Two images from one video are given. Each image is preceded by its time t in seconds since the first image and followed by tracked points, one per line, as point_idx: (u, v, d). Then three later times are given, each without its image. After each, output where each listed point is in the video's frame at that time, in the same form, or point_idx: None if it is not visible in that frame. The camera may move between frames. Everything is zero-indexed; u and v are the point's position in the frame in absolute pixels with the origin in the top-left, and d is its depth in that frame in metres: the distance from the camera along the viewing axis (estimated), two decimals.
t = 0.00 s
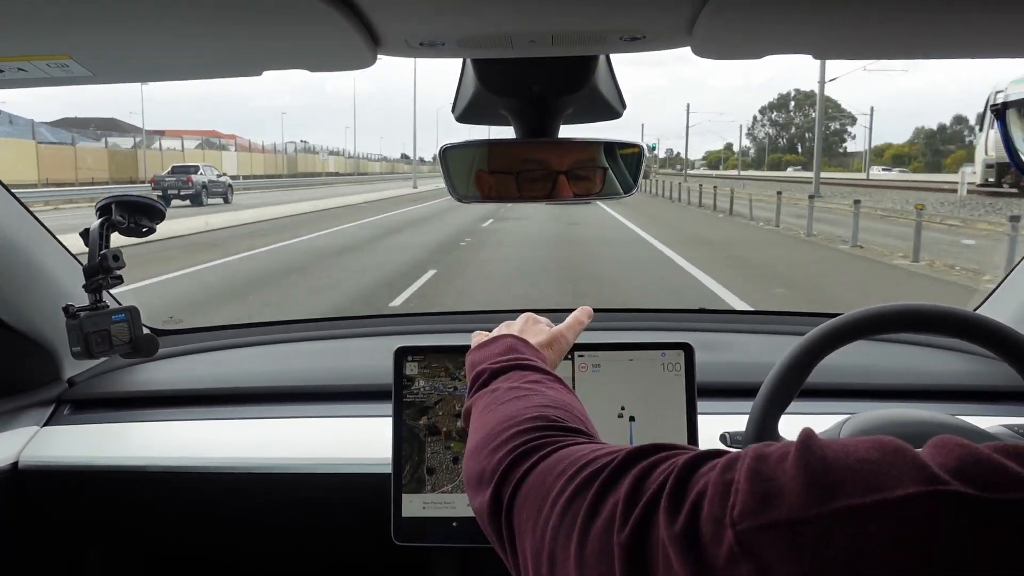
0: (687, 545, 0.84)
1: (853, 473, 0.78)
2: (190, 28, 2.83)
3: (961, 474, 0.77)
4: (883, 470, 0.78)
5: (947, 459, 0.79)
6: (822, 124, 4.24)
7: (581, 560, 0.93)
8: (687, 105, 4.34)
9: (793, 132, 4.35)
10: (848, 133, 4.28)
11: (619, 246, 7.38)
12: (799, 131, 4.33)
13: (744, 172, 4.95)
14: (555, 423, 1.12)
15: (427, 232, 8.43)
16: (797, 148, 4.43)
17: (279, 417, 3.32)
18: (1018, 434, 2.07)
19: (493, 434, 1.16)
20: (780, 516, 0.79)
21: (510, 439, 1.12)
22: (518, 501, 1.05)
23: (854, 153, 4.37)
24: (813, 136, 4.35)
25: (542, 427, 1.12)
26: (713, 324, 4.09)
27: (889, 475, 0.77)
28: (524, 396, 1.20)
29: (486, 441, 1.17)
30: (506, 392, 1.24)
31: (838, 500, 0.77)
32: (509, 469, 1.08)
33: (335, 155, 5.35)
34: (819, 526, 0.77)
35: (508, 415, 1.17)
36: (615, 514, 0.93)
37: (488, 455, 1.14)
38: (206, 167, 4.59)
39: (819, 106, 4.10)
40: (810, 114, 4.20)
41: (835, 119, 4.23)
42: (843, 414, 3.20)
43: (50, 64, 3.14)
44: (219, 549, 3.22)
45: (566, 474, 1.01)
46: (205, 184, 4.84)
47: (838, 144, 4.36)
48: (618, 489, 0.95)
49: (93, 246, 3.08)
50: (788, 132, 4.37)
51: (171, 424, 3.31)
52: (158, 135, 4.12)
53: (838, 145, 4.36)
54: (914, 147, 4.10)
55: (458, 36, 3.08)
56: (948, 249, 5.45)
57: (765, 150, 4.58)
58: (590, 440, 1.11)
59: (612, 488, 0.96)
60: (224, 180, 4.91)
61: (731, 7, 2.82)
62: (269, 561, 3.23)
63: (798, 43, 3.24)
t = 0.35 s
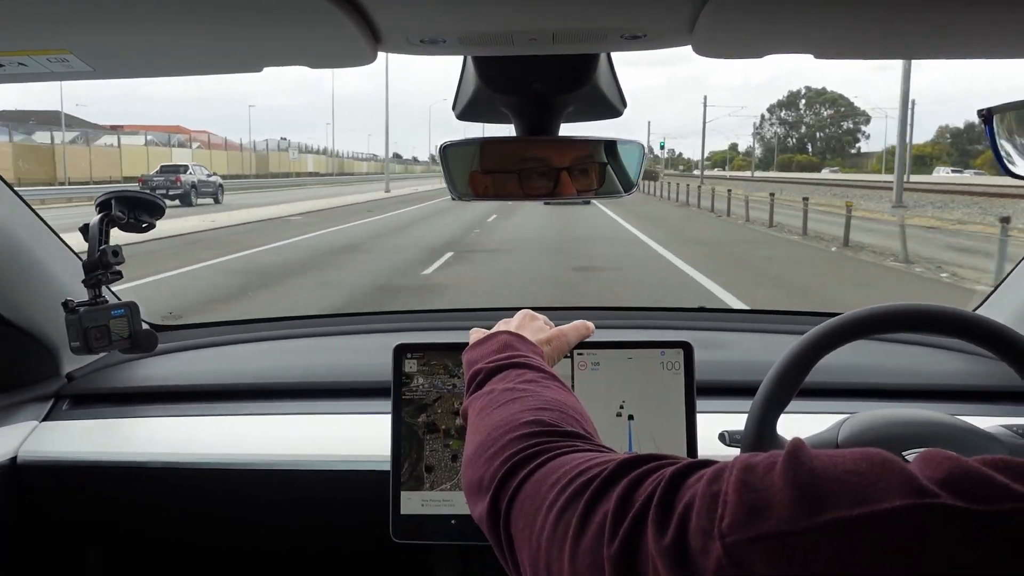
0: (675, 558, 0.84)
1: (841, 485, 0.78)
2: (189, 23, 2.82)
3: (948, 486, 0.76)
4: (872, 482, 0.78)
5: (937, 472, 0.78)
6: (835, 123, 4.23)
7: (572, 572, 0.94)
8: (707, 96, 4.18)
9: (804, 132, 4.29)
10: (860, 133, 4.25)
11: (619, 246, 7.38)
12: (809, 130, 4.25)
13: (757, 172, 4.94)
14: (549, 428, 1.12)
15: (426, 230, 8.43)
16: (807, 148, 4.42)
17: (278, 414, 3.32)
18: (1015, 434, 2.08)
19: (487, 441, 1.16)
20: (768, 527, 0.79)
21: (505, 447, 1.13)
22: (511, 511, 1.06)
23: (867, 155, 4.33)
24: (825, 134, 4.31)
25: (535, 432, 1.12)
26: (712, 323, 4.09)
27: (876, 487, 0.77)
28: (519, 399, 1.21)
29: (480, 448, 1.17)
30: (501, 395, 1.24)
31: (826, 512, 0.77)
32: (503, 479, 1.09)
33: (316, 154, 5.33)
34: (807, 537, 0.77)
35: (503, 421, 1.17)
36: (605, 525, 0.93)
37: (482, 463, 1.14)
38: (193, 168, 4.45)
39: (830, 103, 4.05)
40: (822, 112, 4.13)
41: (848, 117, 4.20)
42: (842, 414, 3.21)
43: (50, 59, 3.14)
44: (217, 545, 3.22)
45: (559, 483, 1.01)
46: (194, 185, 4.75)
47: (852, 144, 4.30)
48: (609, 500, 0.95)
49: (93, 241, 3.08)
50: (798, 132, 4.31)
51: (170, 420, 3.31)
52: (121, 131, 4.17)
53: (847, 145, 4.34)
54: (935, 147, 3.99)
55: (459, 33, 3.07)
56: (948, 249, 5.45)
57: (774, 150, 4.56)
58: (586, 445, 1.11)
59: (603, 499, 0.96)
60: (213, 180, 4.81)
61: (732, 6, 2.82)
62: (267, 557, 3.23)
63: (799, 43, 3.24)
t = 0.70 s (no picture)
0: (683, 551, 0.84)
1: (850, 478, 0.78)
2: (188, 24, 2.82)
3: (959, 479, 0.76)
4: (881, 475, 0.78)
5: (947, 467, 0.78)
6: (846, 118, 4.08)
7: (580, 566, 0.94)
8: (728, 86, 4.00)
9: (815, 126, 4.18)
10: (874, 129, 4.03)
11: (617, 246, 7.39)
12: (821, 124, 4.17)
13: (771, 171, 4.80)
14: (555, 424, 1.12)
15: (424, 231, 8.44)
16: (818, 145, 4.40)
17: (277, 415, 3.32)
18: (1014, 433, 2.08)
19: (492, 438, 1.17)
20: (777, 520, 0.79)
21: (510, 443, 1.13)
22: (518, 508, 1.06)
23: (881, 152, 4.23)
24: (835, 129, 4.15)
25: (541, 428, 1.12)
26: (710, 323, 4.09)
27: (885, 479, 0.77)
28: (524, 395, 1.20)
29: (486, 445, 1.17)
30: (506, 392, 1.24)
31: (836, 504, 0.77)
32: (510, 475, 1.09)
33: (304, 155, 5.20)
34: (815, 529, 0.77)
35: (509, 417, 1.17)
36: (612, 519, 0.93)
37: (489, 458, 1.14)
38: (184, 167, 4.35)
39: (842, 97, 3.91)
40: (835, 108, 4.04)
41: (860, 112, 3.99)
42: (841, 413, 3.21)
43: (49, 61, 3.13)
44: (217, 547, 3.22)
45: (567, 478, 1.01)
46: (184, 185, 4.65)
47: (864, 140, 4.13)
48: (616, 495, 0.96)
49: (92, 243, 3.08)
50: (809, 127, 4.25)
51: (169, 422, 3.31)
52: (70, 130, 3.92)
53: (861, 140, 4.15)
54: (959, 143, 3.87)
55: (457, 34, 3.08)
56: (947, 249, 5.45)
57: (785, 147, 4.51)
58: (591, 441, 1.11)
59: (611, 493, 0.96)
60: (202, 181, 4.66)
61: (732, 7, 2.82)
62: (267, 558, 3.23)
63: (798, 43, 3.24)
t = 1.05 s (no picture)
0: (694, 542, 0.84)
1: (865, 471, 0.79)
2: (185, 24, 2.81)
3: (972, 474, 0.77)
4: (896, 468, 0.78)
5: (961, 462, 0.79)
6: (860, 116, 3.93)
7: (588, 558, 0.94)
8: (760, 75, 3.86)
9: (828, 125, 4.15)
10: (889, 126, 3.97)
11: (615, 246, 7.39)
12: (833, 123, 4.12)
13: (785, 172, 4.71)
14: (562, 417, 1.12)
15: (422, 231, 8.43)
16: (829, 145, 4.32)
17: (275, 415, 3.32)
18: (1011, 434, 2.08)
19: (498, 431, 1.16)
20: (789, 510, 0.79)
21: (517, 437, 1.13)
22: (525, 501, 1.06)
23: (899, 150, 4.12)
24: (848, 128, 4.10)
25: (547, 422, 1.12)
26: (708, 323, 4.10)
27: (901, 472, 0.78)
28: (530, 389, 1.20)
29: (492, 437, 1.17)
30: (511, 386, 1.23)
31: (850, 494, 0.78)
32: (517, 468, 1.09)
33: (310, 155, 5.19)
34: (830, 519, 0.77)
35: (516, 410, 1.16)
36: (621, 512, 0.93)
37: (495, 451, 1.14)
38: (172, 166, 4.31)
39: (855, 94, 3.78)
40: (846, 106, 3.89)
41: (874, 111, 3.90)
42: (838, 413, 3.22)
43: (46, 60, 3.13)
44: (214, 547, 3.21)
45: (576, 470, 1.01)
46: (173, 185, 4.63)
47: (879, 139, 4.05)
48: (625, 487, 0.96)
49: (89, 243, 3.07)
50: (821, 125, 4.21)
51: (167, 422, 3.30)
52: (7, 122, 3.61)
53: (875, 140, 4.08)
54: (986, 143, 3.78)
55: (455, 34, 3.08)
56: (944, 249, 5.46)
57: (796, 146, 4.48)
58: (597, 435, 1.11)
59: (619, 485, 0.96)
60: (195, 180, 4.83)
61: (730, 7, 2.82)
62: (264, 559, 3.22)
63: (796, 43, 3.24)
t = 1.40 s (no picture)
0: (696, 541, 0.84)
1: (869, 471, 0.79)
2: (185, 24, 2.81)
3: (977, 475, 0.77)
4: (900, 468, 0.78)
5: (965, 463, 0.79)
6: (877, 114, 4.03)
7: (590, 558, 0.94)
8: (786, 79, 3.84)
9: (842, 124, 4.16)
10: (910, 125, 3.95)
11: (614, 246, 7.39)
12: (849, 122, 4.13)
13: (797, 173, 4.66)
14: (563, 418, 1.12)
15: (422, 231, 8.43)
16: (845, 143, 4.24)
17: (274, 416, 3.32)
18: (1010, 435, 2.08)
19: (498, 432, 1.16)
20: (793, 509, 0.79)
21: (518, 437, 1.12)
22: (526, 502, 1.05)
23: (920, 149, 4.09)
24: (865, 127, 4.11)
25: (548, 423, 1.12)
26: (708, 324, 4.10)
27: (906, 473, 0.78)
28: (531, 390, 1.20)
29: (492, 439, 1.17)
30: (511, 388, 1.23)
31: (855, 494, 0.78)
32: (518, 468, 1.08)
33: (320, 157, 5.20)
34: (835, 518, 0.77)
35: (517, 411, 1.16)
36: (623, 512, 0.93)
37: (496, 452, 1.13)
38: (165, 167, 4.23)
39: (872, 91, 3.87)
40: (863, 103, 4.02)
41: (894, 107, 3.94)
42: (837, 414, 3.22)
43: (44, 60, 3.12)
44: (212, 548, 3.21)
45: (578, 470, 1.01)
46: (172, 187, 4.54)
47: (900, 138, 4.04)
48: (627, 487, 0.95)
49: (87, 243, 3.06)
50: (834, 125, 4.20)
51: (165, 422, 3.30)
52: None
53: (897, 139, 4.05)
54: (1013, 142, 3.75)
55: (455, 35, 3.08)
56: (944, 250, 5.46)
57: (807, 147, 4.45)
58: (598, 436, 1.11)
59: (621, 485, 0.96)
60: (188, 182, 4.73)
61: (730, 9, 2.82)
62: (262, 560, 3.21)
63: (796, 44, 3.24)
